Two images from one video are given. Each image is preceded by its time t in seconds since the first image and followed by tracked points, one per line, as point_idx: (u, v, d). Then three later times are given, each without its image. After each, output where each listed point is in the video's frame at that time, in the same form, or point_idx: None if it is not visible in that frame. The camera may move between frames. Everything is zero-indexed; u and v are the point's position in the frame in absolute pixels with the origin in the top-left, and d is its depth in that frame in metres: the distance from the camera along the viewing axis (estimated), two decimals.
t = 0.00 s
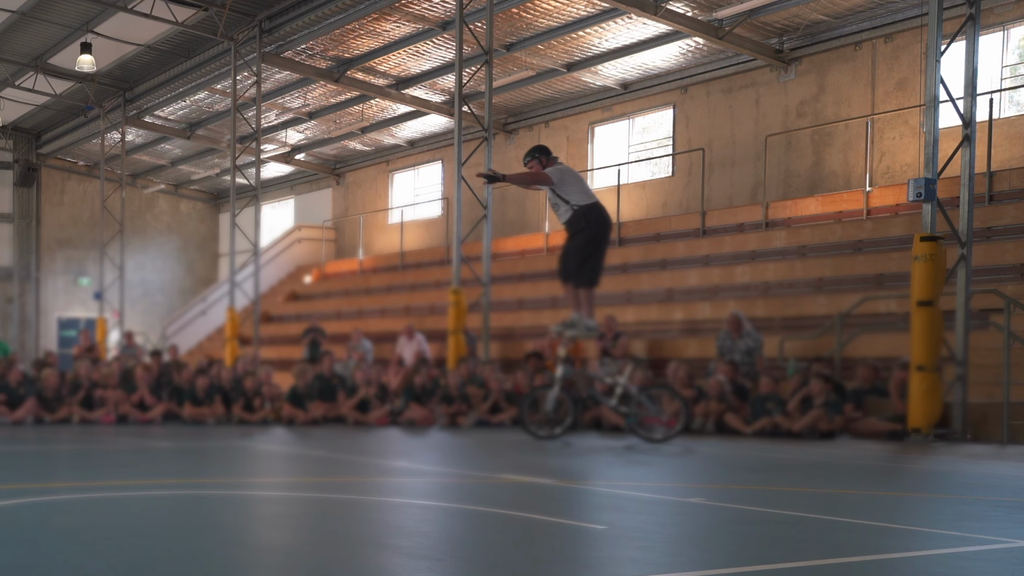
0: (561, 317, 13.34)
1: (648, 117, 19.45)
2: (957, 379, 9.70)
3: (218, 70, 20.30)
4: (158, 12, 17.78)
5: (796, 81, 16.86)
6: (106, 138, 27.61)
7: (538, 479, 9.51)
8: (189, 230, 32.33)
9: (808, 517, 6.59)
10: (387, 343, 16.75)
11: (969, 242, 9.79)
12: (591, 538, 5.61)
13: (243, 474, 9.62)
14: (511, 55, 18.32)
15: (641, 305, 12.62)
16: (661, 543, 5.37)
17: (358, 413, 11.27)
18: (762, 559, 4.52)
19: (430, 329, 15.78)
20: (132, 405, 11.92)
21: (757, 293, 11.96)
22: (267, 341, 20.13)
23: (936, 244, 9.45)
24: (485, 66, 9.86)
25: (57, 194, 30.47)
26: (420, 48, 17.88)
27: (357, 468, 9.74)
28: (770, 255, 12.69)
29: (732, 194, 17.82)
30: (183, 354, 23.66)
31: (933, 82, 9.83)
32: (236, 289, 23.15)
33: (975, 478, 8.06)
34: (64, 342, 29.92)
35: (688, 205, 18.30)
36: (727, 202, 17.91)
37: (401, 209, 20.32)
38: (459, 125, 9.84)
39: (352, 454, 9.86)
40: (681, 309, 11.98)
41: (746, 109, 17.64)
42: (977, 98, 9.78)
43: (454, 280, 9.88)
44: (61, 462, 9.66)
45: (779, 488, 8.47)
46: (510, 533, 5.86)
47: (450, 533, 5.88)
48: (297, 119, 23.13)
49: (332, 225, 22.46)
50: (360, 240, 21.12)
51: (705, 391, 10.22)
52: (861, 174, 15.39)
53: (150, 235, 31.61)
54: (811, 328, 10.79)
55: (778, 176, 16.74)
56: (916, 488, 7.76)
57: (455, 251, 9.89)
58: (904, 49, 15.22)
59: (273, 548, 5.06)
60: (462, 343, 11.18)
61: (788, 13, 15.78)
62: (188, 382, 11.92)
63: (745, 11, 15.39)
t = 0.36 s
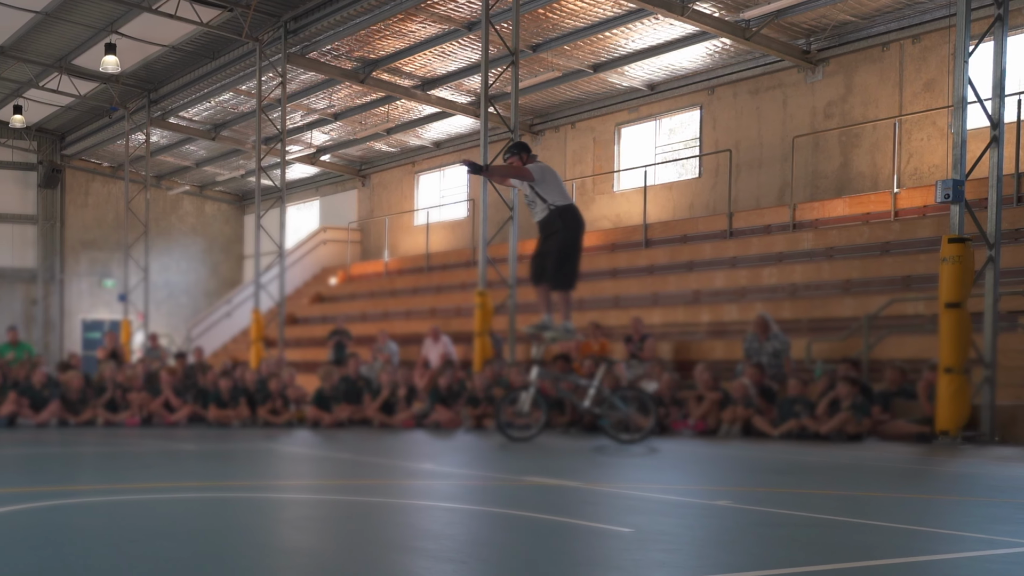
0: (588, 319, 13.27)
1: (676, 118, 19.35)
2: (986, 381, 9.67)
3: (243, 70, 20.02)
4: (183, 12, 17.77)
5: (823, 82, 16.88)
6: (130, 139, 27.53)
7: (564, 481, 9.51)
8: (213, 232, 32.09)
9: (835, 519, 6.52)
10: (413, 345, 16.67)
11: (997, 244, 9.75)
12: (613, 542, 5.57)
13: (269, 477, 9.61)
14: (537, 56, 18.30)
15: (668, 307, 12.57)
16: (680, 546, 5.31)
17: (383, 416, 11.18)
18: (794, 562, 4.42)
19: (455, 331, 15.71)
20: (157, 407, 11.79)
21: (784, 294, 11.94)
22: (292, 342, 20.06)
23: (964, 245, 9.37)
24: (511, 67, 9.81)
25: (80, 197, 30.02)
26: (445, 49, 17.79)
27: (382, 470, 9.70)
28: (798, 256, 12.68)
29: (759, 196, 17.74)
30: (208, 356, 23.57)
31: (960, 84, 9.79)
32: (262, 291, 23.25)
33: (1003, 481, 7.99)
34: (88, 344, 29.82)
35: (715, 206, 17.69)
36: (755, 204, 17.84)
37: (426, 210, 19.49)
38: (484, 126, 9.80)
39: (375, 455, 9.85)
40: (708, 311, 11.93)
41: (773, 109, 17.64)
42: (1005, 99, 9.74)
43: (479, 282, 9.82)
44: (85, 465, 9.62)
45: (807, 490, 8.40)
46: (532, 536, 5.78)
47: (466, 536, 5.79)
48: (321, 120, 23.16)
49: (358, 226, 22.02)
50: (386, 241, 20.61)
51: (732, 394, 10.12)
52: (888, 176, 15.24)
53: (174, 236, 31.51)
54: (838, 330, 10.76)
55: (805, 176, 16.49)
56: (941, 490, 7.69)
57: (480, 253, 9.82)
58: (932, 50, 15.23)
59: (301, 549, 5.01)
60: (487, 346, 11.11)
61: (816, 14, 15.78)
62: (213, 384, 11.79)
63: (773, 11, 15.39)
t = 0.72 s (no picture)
0: (620, 321, 13.21)
1: (707, 119, 19.35)
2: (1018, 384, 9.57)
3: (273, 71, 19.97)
4: (212, 14, 17.75)
5: (855, 84, 16.84)
6: (159, 140, 27.38)
7: (596, 484, 9.49)
8: (243, 234, 32.14)
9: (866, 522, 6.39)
10: (444, 348, 16.62)
11: None
12: (645, 544, 5.51)
13: (301, 480, 9.57)
14: (568, 57, 18.26)
15: (699, 309, 12.53)
16: (715, 549, 5.19)
17: (414, 418, 11.09)
18: (826, 567, 4.27)
19: (488, 333, 15.66)
20: (186, 409, 11.61)
21: (816, 297, 11.93)
22: (323, 345, 19.97)
23: (998, 247, 9.31)
24: (542, 68, 9.76)
25: (109, 197, 29.92)
26: (476, 50, 17.81)
27: (414, 472, 9.67)
28: (830, 258, 12.70)
29: (791, 198, 17.74)
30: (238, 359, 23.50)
31: (994, 85, 9.72)
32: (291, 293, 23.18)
33: None
34: (116, 347, 29.80)
35: (747, 208, 18.05)
36: (786, 206, 17.86)
37: (457, 212, 19.95)
38: (516, 127, 9.75)
39: (404, 457, 9.81)
40: (739, 313, 11.89)
41: (806, 111, 17.61)
42: None
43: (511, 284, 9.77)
44: (115, 467, 9.58)
45: (836, 494, 8.33)
46: (553, 537, 5.79)
47: (488, 537, 5.80)
48: (351, 121, 23.05)
49: (388, 228, 22.40)
50: (417, 243, 20.88)
51: (763, 397, 10.06)
52: (921, 176, 15.33)
53: (203, 238, 31.43)
54: (870, 333, 10.73)
55: (837, 180, 16.64)
56: (974, 494, 7.60)
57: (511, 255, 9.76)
58: (965, 51, 15.23)
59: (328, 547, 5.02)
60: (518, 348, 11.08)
61: (848, 14, 15.75)
62: (241, 386, 11.66)
63: (805, 12, 15.42)
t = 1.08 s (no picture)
0: (655, 323, 13.18)
1: (743, 120, 19.42)
2: None
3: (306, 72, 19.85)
4: (245, 15, 17.72)
5: (893, 85, 16.86)
6: (192, 142, 27.35)
7: (630, 488, 9.45)
8: (276, 236, 32.05)
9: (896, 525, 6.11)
10: (479, 352, 16.55)
11: None
12: (678, 547, 5.29)
13: (337, 484, 9.52)
14: (604, 58, 18.21)
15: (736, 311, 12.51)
16: (750, 552, 4.97)
17: (448, 422, 10.98)
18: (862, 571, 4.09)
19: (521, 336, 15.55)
20: (219, 413, 11.39)
21: (853, 299, 11.91)
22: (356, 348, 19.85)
23: None
24: (576, 70, 9.71)
25: (142, 200, 29.78)
26: (510, 51, 17.75)
27: (448, 476, 9.63)
28: (867, 260, 12.72)
29: (828, 200, 17.71)
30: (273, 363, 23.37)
31: None
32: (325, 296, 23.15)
33: None
34: (149, 349, 29.83)
35: (784, 211, 17.95)
36: (823, 207, 17.81)
37: (492, 213, 19.57)
38: (551, 129, 9.70)
39: (436, 460, 9.76)
40: (776, 315, 11.88)
41: (842, 112, 17.60)
42: None
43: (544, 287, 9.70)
44: (149, 471, 9.53)
45: (874, 497, 8.17)
46: (592, 543, 5.57)
47: (521, 542, 5.49)
48: (386, 123, 22.95)
49: (422, 230, 22.29)
50: (451, 245, 20.69)
51: (800, 400, 9.99)
52: (958, 179, 15.29)
53: (237, 240, 31.36)
54: (907, 336, 10.69)
55: (874, 182, 16.57)
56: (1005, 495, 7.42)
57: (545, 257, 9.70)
58: (1002, 52, 15.21)
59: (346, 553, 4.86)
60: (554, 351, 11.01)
61: (885, 15, 15.77)
62: (275, 389, 11.46)
63: (842, 13, 15.37)
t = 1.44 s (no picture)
0: (695, 326, 13.20)
1: (783, 122, 19.42)
2: None
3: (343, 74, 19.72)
4: (283, 16, 17.66)
5: (934, 87, 16.86)
6: (230, 144, 27.34)
7: (671, 493, 9.38)
8: (314, 238, 31.88)
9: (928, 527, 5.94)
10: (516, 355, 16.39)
11: None
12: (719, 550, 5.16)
13: (375, 488, 9.45)
14: (643, 59, 18.23)
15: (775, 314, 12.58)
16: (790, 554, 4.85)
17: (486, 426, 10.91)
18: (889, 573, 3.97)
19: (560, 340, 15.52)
20: (256, 417, 11.32)
21: (894, 302, 11.92)
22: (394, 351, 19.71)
23: None
24: (617, 71, 9.65)
25: (179, 201, 29.80)
26: (550, 52, 17.69)
27: (487, 480, 9.55)
28: (908, 263, 12.72)
29: (869, 202, 17.71)
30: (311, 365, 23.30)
31: None
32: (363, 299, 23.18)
33: None
34: (186, 352, 29.63)
35: (825, 214, 17.88)
36: (865, 209, 17.83)
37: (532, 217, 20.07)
38: (590, 131, 9.64)
39: (473, 464, 9.70)
40: (816, 318, 11.94)
41: (884, 114, 17.61)
42: None
43: (584, 289, 9.65)
44: (187, 474, 9.49)
45: (913, 501, 7.94)
46: (636, 546, 5.37)
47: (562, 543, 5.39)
48: (424, 124, 22.82)
49: (460, 232, 21.84)
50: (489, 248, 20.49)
51: (841, 403, 9.92)
52: (1000, 181, 15.25)
53: (274, 242, 31.29)
54: (948, 339, 10.70)
55: (915, 183, 16.55)
56: None
57: (585, 260, 9.65)
58: None
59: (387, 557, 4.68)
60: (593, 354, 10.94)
61: (927, 16, 15.77)
62: (311, 391, 11.40)
63: (884, 13, 15.36)
